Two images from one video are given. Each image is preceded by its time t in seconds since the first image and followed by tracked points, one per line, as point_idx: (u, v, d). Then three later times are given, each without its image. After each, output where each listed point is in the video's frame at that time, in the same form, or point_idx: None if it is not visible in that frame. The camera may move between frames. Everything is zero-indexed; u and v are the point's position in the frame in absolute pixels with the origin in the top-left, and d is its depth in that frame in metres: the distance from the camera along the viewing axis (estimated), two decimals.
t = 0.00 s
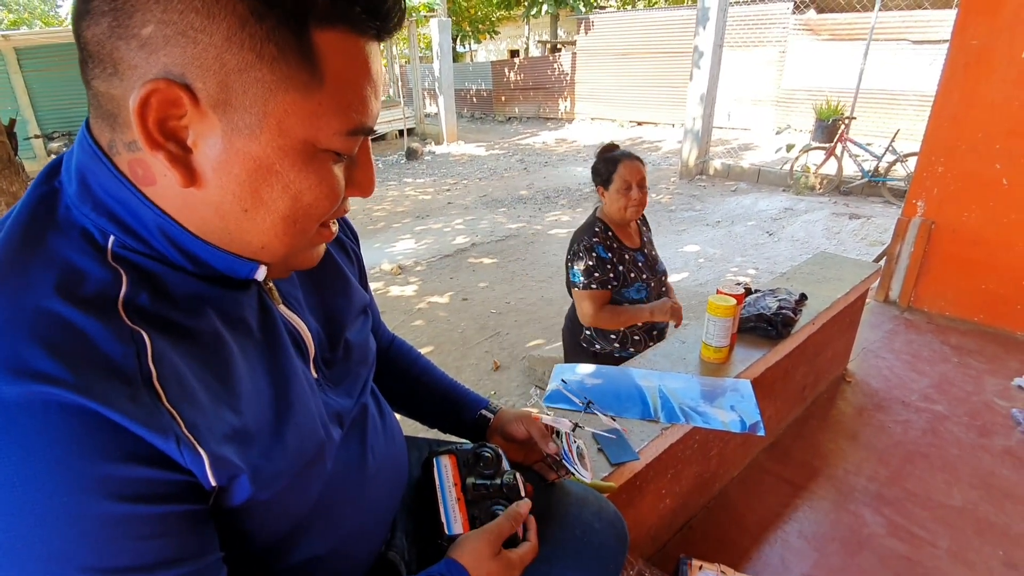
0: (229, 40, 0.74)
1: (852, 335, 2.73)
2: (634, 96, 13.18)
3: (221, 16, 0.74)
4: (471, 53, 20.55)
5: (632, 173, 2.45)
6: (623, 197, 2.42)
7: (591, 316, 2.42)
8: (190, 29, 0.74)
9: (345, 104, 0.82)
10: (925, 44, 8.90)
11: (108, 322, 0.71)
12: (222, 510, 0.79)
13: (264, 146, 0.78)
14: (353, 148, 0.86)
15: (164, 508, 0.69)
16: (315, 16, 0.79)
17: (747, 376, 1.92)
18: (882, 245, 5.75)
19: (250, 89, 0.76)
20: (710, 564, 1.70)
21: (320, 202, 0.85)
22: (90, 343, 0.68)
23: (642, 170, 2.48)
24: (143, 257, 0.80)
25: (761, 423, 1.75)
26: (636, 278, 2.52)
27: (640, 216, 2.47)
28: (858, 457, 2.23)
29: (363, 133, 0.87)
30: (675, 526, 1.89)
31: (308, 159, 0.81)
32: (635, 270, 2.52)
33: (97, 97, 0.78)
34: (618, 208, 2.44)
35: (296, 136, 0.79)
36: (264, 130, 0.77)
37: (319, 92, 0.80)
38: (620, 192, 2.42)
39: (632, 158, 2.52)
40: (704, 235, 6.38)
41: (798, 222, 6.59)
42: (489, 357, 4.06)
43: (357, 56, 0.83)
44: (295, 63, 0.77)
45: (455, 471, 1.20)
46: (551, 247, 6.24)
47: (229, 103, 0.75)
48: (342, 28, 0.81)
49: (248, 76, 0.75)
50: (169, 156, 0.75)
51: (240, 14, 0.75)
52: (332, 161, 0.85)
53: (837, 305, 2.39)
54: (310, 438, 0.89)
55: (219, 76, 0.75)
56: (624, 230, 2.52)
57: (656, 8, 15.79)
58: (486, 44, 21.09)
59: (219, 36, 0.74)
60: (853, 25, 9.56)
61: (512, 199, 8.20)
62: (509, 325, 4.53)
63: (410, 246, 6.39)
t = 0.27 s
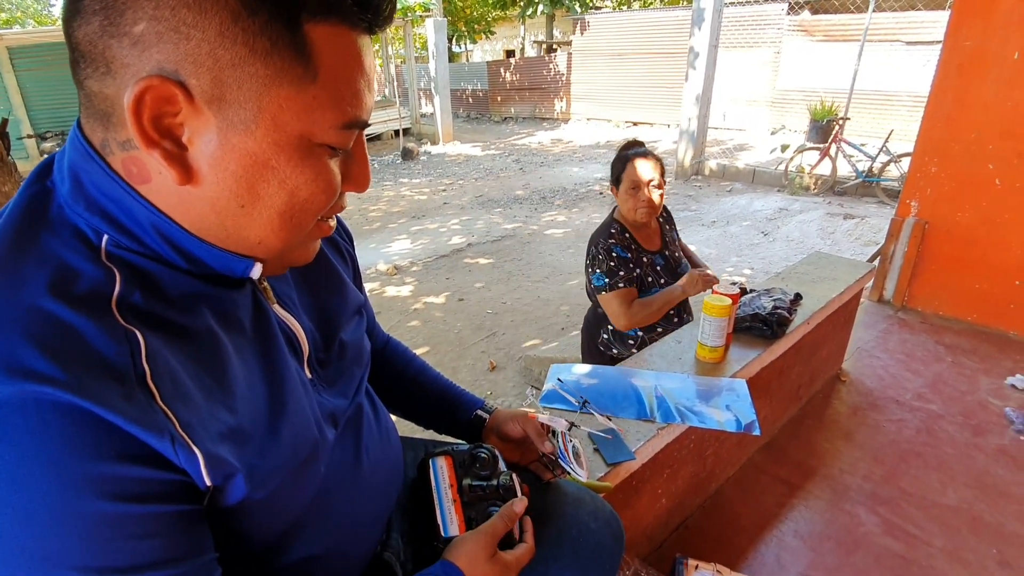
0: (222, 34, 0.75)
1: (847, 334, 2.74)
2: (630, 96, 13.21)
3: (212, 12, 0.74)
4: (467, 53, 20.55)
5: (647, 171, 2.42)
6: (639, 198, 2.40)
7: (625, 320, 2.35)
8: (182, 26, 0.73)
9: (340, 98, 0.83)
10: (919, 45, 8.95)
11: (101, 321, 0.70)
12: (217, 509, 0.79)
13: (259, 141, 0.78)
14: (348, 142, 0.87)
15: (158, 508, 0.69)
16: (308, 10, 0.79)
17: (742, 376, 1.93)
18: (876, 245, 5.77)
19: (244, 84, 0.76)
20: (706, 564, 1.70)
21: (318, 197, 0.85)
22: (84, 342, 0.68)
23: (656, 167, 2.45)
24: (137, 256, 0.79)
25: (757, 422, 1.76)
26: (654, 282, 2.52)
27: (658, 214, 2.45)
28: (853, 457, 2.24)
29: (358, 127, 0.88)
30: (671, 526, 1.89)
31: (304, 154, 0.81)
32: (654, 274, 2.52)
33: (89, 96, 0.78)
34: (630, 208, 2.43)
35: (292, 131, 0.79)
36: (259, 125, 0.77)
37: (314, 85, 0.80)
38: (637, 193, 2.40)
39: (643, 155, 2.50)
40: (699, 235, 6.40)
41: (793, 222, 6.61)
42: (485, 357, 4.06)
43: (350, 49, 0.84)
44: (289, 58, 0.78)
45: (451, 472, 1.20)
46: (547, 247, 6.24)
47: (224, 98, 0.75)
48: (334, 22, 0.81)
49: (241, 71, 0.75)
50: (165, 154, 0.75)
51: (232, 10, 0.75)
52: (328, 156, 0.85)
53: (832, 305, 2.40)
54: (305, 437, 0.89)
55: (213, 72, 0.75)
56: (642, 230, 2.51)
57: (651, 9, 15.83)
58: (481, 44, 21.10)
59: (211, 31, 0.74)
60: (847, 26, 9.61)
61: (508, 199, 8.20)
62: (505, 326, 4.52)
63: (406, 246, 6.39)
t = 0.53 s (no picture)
0: (217, 33, 0.75)
1: (843, 331, 2.75)
2: (626, 95, 13.21)
3: (206, 10, 0.75)
4: (463, 53, 20.53)
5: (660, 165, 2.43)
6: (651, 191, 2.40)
7: (650, 305, 2.33)
8: (176, 25, 0.73)
9: (336, 92, 0.84)
10: (913, 42, 8.97)
11: (96, 323, 0.70)
12: (214, 510, 0.79)
13: (259, 139, 0.78)
14: (344, 137, 0.88)
15: (154, 510, 0.69)
16: (301, 5, 0.79)
17: (740, 373, 1.94)
18: (872, 242, 5.79)
19: (241, 82, 0.76)
20: (704, 561, 1.71)
21: (318, 192, 0.86)
22: (79, 345, 0.68)
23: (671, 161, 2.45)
24: (134, 258, 0.80)
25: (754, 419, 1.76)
26: (666, 277, 2.51)
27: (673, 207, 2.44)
28: (850, 453, 2.25)
29: (353, 121, 0.89)
30: (669, 524, 1.90)
31: (302, 150, 0.82)
32: (666, 270, 2.51)
33: (82, 100, 0.78)
34: (643, 204, 2.44)
35: (290, 127, 0.80)
36: (258, 123, 0.78)
37: (310, 81, 0.81)
38: (650, 187, 2.41)
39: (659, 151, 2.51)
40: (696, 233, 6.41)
41: (789, 219, 6.63)
42: (483, 357, 4.06)
43: (343, 44, 0.84)
44: (285, 54, 0.78)
45: (449, 471, 1.20)
46: (544, 246, 6.24)
47: (222, 97, 0.76)
48: (326, 16, 0.82)
49: (238, 69, 0.76)
50: (165, 155, 0.75)
51: (226, 8, 0.75)
52: (326, 150, 0.85)
53: (828, 302, 2.41)
54: (301, 438, 0.89)
55: (211, 71, 0.75)
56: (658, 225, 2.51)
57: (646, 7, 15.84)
58: (477, 44, 21.10)
59: (206, 29, 0.74)
60: (842, 23, 9.63)
61: (505, 199, 8.20)
62: (502, 325, 4.53)
63: (403, 246, 6.38)
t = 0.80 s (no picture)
0: (210, 33, 0.75)
1: (838, 329, 2.76)
2: (620, 95, 13.24)
3: (199, 11, 0.75)
4: (457, 54, 20.52)
5: (668, 159, 2.43)
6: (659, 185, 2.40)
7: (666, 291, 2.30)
8: (169, 25, 0.74)
9: (331, 90, 0.84)
10: (904, 42, 9.03)
11: (89, 327, 0.70)
12: (209, 515, 0.79)
13: (255, 139, 0.78)
14: (340, 135, 0.88)
15: (148, 515, 0.68)
16: (293, 4, 0.79)
17: (736, 371, 1.94)
18: (866, 240, 5.82)
19: (236, 82, 0.76)
20: (702, 560, 1.71)
21: (315, 191, 0.86)
22: (71, 349, 0.67)
23: (680, 155, 2.45)
24: (127, 261, 0.79)
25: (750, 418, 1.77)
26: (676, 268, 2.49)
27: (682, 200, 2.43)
28: (845, 450, 2.26)
29: (349, 118, 0.89)
30: (666, 523, 1.90)
31: (299, 149, 0.82)
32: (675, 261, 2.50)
33: (75, 102, 0.77)
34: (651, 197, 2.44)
35: (286, 126, 0.80)
36: (254, 123, 0.78)
37: (304, 80, 0.81)
38: (659, 180, 2.41)
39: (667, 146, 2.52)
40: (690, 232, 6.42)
41: (783, 218, 6.65)
42: (479, 358, 4.06)
43: (336, 42, 0.85)
44: (279, 54, 0.78)
45: (446, 473, 1.20)
46: (540, 247, 6.25)
47: (217, 98, 0.76)
48: (319, 15, 0.82)
49: (232, 69, 0.76)
50: (161, 157, 0.75)
51: (219, 7, 0.75)
52: (322, 149, 0.86)
53: (822, 301, 2.43)
54: (296, 441, 0.89)
55: (205, 71, 0.75)
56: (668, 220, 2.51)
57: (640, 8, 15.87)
58: (472, 44, 21.11)
59: (199, 30, 0.74)
60: (834, 23, 9.67)
61: (500, 200, 8.20)
62: (498, 326, 4.53)
63: (398, 247, 6.37)
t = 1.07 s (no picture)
0: (205, 33, 0.75)
1: (836, 329, 2.77)
2: (618, 96, 13.25)
3: (195, 11, 0.75)
4: (454, 55, 20.51)
5: (681, 160, 2.43)
6: (674, 185, 2.38)
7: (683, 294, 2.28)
8: (164, 26, 0.74)
9: (327, 90, 0.84)
10: (901, 41, 9.05)
11: (88, 331, 0.70)
12: (208, 517, 0.79)
13: (252, 140, 0.78)
14: (337, 134, 0.88)
15: (147, 517, 0.69)
16: (288, 3, 0.80)
17: (736, 371, 1.95)
18: (864, 239, 5.83)
19: (232, 82, 0.77)
20: (702, 560, 1.71)
21: (312, 190, 0.86)
22: (70, 352, 0.68)
23: (693, 156, 2.45)
24: (125, 263, 0.79)
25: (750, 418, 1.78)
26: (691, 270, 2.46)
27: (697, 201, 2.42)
28: (844, 449, 2.26)
29: (345, 118, 0.89)
30: (666, 523, 1.90)
31: (296, 148, 0.82)
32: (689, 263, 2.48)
33: (72, 105, 0.77)
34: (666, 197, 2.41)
35: (283, 126, 0.80)
36: (250, 123, 0.78)
37: (301, 79, 0.81)
38: (674, 181, 2.39)
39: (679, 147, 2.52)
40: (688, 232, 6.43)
41: (781, 218, 6.66)
42: (478, 359, 4.06)
43: (332, 42, 0.85)
44: (275, 53, 0.79)
45: (446, 474, 1.20)
46: (538, 248, 6.25)
47: (214, 98, 0.76)
48: (313, 14, 0.83)
49: (228, 70, 0.76)
50: (158, 158, 0.75)
51: (214, 8, 0.76)
52: (319, 149, 0.86)
53: (821, 300, 2.43)
54: (296, 442, 0.89)
55: (201, 72, 0.75)
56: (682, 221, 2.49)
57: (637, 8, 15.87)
58: (469, 46, 21.12)
59: (194, 30, 0.75)
60: (831, 23, 9.69)
61: (498, 201, 8.21)
62: (497, 327, 4.53)
63: (397, 249, 6.37)
